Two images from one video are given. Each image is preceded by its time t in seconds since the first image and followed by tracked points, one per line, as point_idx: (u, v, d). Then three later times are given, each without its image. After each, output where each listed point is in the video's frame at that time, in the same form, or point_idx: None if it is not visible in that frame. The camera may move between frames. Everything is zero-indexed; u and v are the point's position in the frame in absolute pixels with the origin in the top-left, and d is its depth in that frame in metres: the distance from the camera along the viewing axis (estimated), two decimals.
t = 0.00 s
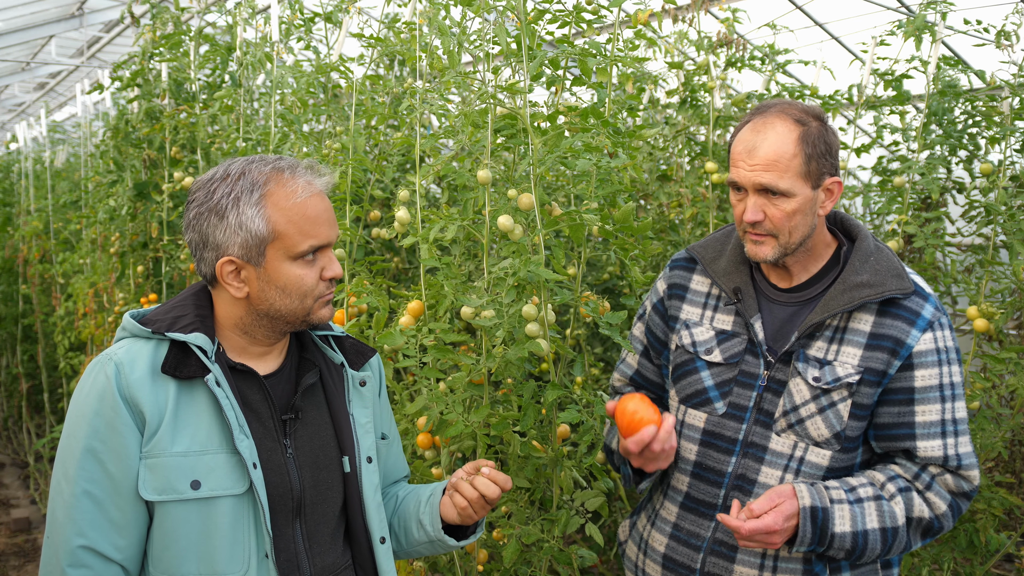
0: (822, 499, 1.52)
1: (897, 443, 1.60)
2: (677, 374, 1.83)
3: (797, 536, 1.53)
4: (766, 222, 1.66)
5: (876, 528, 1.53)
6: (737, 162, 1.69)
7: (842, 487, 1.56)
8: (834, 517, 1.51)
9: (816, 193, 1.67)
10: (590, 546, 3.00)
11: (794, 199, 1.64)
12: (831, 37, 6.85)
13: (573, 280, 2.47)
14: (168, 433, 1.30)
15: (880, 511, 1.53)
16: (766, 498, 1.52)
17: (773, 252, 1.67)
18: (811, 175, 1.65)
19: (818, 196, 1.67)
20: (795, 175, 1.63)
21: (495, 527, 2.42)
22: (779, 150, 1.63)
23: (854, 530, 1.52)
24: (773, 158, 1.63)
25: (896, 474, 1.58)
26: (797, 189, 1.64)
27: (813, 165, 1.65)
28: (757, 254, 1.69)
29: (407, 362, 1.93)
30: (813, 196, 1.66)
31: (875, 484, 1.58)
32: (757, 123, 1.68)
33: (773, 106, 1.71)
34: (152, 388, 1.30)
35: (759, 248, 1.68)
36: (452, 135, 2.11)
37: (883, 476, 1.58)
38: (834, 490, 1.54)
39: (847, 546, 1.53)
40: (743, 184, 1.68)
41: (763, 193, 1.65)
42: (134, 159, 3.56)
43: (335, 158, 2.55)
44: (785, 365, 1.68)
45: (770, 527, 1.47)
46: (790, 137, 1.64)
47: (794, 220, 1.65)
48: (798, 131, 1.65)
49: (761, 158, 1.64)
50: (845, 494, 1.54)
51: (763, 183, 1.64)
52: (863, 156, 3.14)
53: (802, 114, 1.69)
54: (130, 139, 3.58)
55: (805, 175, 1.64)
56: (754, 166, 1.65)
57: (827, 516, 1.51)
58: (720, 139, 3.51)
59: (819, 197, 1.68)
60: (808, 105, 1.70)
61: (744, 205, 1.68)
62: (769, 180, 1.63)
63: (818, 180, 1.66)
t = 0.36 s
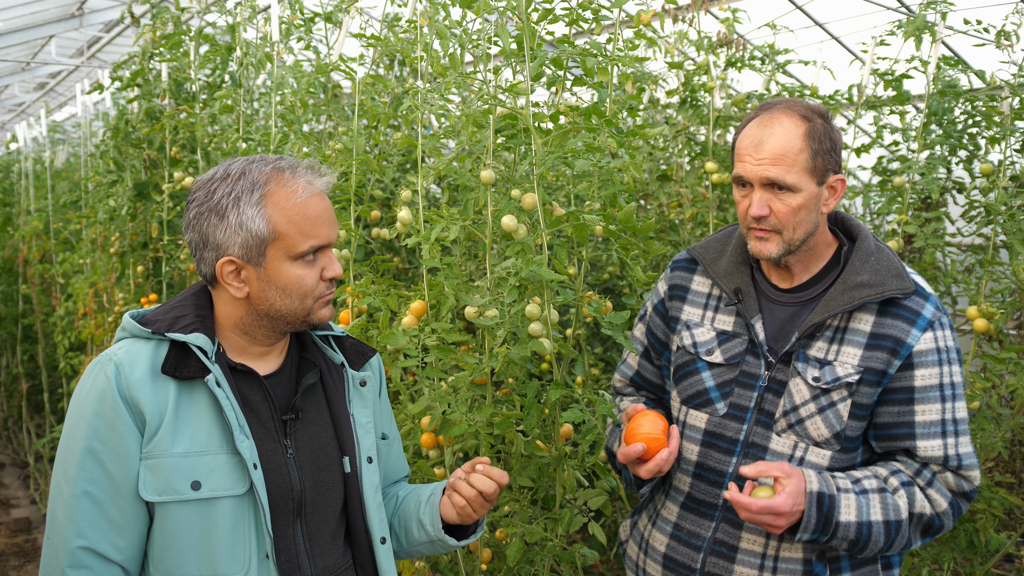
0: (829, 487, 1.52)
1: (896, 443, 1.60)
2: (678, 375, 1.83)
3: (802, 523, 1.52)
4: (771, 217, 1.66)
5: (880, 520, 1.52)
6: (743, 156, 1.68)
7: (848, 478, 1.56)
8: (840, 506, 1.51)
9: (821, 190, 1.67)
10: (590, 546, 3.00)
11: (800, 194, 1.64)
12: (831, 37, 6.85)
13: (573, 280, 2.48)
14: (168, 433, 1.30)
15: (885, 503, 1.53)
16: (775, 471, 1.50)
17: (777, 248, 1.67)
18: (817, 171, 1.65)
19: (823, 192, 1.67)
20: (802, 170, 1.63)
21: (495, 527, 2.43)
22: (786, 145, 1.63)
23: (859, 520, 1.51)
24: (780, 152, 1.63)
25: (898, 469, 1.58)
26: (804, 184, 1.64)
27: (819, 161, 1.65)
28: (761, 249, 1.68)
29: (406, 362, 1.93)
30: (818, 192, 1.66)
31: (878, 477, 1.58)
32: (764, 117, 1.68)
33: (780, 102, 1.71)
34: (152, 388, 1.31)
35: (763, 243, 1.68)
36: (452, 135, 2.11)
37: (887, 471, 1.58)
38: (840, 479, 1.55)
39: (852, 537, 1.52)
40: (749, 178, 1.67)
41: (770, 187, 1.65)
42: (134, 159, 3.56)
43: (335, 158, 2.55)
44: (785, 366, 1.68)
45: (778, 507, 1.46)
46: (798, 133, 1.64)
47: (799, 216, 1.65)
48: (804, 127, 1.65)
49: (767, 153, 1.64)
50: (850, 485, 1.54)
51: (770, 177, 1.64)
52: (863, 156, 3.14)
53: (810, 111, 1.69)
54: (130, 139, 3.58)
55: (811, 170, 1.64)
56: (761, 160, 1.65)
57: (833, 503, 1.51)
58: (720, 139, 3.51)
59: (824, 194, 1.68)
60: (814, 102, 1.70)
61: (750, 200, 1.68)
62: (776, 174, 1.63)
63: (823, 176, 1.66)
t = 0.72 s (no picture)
0: (865, 480, 1.45)
1: (910, 448, 1.58)
2: (680, 374, 1.84)
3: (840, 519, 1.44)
4: (777, 212, 1.66)
5: (912, 515, 1.47)
6: (751, 151, 1.69)
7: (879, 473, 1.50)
8: (877, 500, 1.44)
9: (826, 188, 1.67)
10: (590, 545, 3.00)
11: (807, 189, 1.64)
12: (832, 37, 6.85)
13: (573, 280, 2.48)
14: (168, 433, 1.30)
15: (914, 496, 1.47)
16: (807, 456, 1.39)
17: (782, 244, 1.66)
18: (824, 168, 1.66)
19: (828, 190, 1.68)
20: (809, 166, 1.64)
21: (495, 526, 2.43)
22: (793, 140, 1.64)
23: (895, 514, 1.45)
24: (788, 147, 1.64)
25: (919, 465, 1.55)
26: (810, 180, 1.64)
27: (826, 158, 1.66)
28: (765, 246, 1.68)
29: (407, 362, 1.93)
30: (824, 189, 1.66)
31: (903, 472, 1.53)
32: (772, 114, 1.69)
33: (788, 100, 1.71)
34: (151, 388, 1.30)
35: (768, 239, 1.67)
36: (452, 136, 2.11)
37: (910, 467, 1.53)
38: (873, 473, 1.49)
39: (888, 532, 1.45)
40: (756, 173, 1.68)
41: (776, 182, 1.65)
42: (134, 159, 3.56)
43: (335, 158, 2.55)
44: (787, 366, 1.68)
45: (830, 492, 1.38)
46: (805, 129, 1.65)
47: (805, 212, 1.64)
48: (812, 124, 1.66)
49: (776, 147, 1.64)
50: (883, 479, 1.48)
51: (778, 171, 1.64)
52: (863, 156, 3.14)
53: (818, 109, 1.69)
54: (130, 138, 3.58)
55: (817, 167, 1.65)
56: (769, 154, 1.65)
57: (871, 496, 1.44)
58: (721, 139, 3.51)
59: (829, 192, 1.69)
60: (821, 101, 1.71)
61: (756, 195, 1.68)
62: (784, 168, 1.63)
63: (829, 174, 1.67)
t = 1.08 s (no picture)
0: (909, 434, 1.46)
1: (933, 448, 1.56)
2: (685, 372, 1.84)
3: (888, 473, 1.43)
4: (786, 212, 1.65)
5: (955, 478, 1.46)
6: (760, 151, 1.69)
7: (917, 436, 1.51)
8: (923, 453, 1.44)
9: (835, 189, 1.67)
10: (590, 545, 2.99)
11: (817, 190, 1.64)
12: (831, 37, 6.85)
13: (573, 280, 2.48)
14: (167, 432, 1.30)
15: (955, 461, 1.47)
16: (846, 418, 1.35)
17: (791, 244, 1.66)
18: (833, 169, 1.66)
19: (836, 191, 1.68)
20: (819, 166, 1.64)
21: (495, 526, 2.42)
22: (804, 140, 1.64)
23: (941, 469, 1.44)
24: (799, 147, 1.64)
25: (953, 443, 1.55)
26: (820, 180, 1.64)
27: (835, 159, 1.66)
28: (774, 246, 1.67)
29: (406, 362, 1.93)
30: (833, 190, 1.67)
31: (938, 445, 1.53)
32: (782, 114, 1.69)
33: (797, 101, 1.72)
34: (151, 387, 1.30)
35: (777, 238, 1.67)
36: (451, 135, 2.11)
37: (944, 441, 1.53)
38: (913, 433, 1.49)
39: (936, 488, 1.44)
40: (766, 173, 1.68)
41: (786, 182, 1.65)
42: (134, 159, 3.56)
43: (335, 158, 2.55)
44: (792, 365, 1.67)
45: (869, 427, 1.39)
46: (816, 130, 1.65)
47: (814, 212, 1.64)
48: (822, 124, 1.66)
49: (787, 147, 1.64)
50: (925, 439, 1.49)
51: (788, 172, 1.64)
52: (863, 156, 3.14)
53: (827, 110, 1.70)
54: (130, 138, 3.58)
55: (827, 168, 1.65)
56: (779, 155, 1.65)
57: (916, 449, 1.44)
58: (720, 139, 3.51)
59: (837, 193, 1.69)
60: (830, 103, 1.71)
61: (765, 195, 1.68)
62: (795, 169, 1.63)
63: (837, 175, 1.67)
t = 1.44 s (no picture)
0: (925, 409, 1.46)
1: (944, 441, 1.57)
2: (687, 370, 1.84)
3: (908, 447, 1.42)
4: (790, 215, 1.65)
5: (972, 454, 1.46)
6: (765, 154, 1.68)
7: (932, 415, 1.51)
8: (939, 427, 1.44)
9: (839, 191, 1.67)
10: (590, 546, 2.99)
11: (820, 193, 1.64)
12: (831, 37, 6.85)
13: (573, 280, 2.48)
14: (167, 431, 1.30)
15: (973, 440, 1.47)
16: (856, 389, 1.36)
17: (798, 249, 1.67)
18: (837, 172, 1.65)
19: (841, 194, 1.68)
20: (823, 170, 1.63)
21: (495, 526, 2.42)
22: (809, 143, 1.63)
23: (958, 444, 1.44)
24: (803, 151, 1.63)
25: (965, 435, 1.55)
26: (824, 183, 1.64)
27: (840, 162, 1.65)
28: (779, 249, 1.68)
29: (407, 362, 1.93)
30: (837, 193, 1.66)
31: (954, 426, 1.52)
32: (788, 116, 1.69)
33: (803, 103, 1.71)
34: (151, 386, 1.30)
35: (782, 242, 1.67)
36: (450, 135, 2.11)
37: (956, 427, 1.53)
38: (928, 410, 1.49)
39: (955, 463, 1.43)
40: (770, 176, 1.67)
41: (790, 185, 1.65)
42: (134, 159, 3.56)
43: (335, 158, 2.55)
44: (797, 365, 1.67)
45: (878, 399, 1.40)
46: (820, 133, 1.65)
47: (818, 215, 1.64)
48: (827, 127, 1.66)
49: (792, 149, 1.64)
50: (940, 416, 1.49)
51: (792, 174, 1.63)
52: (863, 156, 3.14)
53: (832, 113, 1.69)
54: (130, 138, 3.58)
55: (832, 170, 1.64)
56: (783, 158, 1.65)
57: (933, 423, 1.44)
58: (720, 139, 3.51)
59: (842, 196, 1.68)
60: (835, 105, 1.71)
61: (769, 197, 1.67)
62: (799, 172, 1.63)
63: (843, 178, 1.67)
